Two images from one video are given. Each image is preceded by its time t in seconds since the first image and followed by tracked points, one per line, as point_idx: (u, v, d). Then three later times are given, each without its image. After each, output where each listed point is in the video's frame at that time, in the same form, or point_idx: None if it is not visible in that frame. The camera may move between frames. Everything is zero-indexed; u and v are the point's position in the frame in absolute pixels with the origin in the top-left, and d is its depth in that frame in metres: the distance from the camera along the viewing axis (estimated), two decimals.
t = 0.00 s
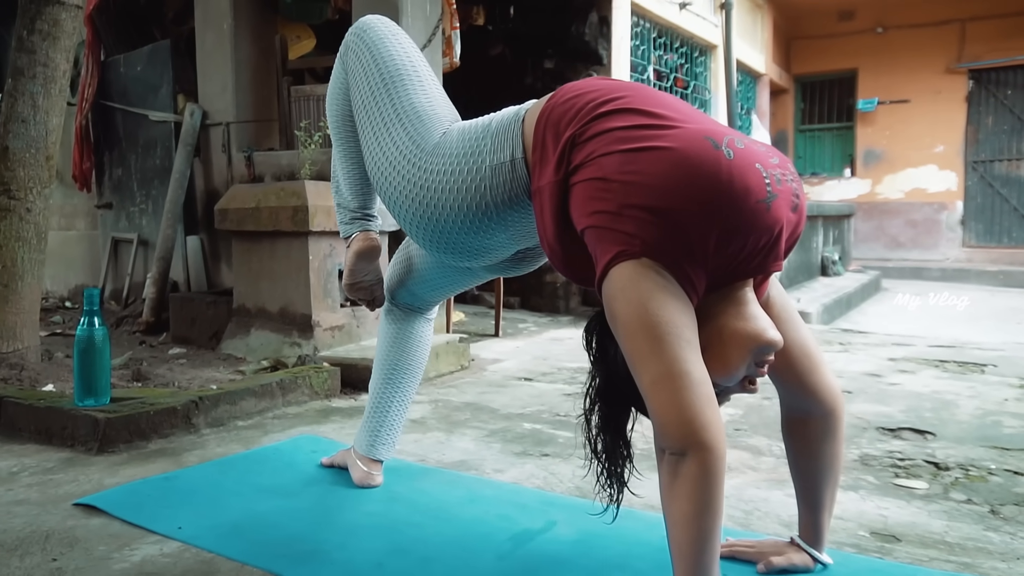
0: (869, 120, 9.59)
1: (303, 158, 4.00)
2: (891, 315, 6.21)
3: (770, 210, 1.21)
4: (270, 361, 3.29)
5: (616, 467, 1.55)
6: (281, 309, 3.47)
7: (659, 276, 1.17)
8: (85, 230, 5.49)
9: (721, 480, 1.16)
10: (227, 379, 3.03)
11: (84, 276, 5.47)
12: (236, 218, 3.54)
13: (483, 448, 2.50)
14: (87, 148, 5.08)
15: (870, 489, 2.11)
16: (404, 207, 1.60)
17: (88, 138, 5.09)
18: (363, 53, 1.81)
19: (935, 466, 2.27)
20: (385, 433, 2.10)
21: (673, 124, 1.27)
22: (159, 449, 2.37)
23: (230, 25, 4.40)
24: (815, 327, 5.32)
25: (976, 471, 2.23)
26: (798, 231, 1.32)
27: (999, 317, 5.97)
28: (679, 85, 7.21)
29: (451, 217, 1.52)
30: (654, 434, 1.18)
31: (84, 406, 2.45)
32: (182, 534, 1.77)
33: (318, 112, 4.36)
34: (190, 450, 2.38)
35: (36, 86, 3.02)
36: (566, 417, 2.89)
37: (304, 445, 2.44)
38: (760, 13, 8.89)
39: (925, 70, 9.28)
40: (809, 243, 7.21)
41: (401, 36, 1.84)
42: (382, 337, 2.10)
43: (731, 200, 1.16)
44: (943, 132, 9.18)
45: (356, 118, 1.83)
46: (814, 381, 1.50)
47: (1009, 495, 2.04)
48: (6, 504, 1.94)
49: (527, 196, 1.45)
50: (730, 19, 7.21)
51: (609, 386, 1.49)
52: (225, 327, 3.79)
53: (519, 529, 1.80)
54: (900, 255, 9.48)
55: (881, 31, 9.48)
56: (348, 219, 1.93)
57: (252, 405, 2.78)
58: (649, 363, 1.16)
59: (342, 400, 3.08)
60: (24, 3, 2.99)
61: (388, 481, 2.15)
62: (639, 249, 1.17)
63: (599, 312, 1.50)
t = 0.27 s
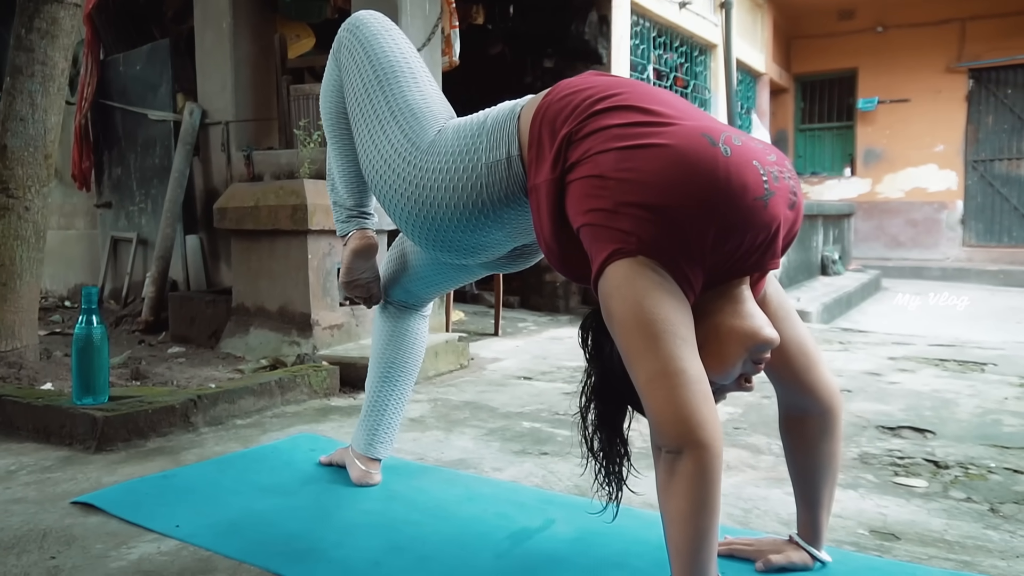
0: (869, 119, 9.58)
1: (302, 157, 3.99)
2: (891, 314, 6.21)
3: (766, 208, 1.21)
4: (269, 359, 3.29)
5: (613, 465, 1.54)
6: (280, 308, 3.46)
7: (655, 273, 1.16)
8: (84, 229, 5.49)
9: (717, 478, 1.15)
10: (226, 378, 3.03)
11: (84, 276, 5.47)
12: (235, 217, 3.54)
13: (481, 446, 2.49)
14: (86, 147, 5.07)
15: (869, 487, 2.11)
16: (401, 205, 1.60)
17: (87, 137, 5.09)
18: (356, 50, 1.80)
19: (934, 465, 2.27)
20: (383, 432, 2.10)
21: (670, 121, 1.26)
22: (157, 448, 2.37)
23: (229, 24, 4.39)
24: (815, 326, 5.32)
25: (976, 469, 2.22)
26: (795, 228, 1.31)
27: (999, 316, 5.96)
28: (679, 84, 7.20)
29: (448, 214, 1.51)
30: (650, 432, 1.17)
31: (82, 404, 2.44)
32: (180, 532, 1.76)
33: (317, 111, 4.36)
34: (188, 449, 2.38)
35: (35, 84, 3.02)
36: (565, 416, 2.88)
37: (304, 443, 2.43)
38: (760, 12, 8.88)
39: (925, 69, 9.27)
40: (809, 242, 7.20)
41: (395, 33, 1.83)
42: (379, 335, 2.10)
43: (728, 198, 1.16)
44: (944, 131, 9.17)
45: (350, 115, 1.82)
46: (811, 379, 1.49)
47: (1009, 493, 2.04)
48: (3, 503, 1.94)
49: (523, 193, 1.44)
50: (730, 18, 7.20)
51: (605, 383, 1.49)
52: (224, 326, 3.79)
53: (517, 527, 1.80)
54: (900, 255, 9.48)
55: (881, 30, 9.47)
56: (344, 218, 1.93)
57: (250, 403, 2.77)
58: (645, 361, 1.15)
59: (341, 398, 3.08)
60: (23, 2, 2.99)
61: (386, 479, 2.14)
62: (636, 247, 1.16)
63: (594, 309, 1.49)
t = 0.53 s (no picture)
0: (868, 119, 9.58)
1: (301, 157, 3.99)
2: (891, 313, 6.20)
3: (760, 206, 1.20)
4: (268, 359, 3.29)
5: (609, 466, 1.54)
6: (279, 308, 3.46)
7: (650, 274, 1.16)
8: (83, 229, 5.49)
9: (713, 477, 1.15)
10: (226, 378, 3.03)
11: (83, 276, 5.47)
12: (234, 217, 3.54)
13: (481, 446, 2.49)
14: (85, 147, 5.06)
15: (869, 487, 2.11)
16: (397, 207, 1.60)
17: (86, 137, 5.08)
18: (348, 52, 1.79)
19: (934, 464, 2.27)
20: (381, 431, 2.10)
21: (662, 120, 1.26)
22: (156, 448, 2.37)
23: (228, 24, 4.38)
24: (814, 326, 5.32)
25: (976, 468, 2.22)
26: (791, 226, 1.31)
27: (999, 315, 5.96)
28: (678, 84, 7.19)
29: (444, 216, 1.51)
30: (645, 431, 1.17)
31: (81, 405, 2.44)
32: (179, 532, 1.76)
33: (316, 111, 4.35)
34: (187, 449, 2.38)
35: (33, 84, 3.02)
36: (565, 415, 2.88)
37: (302, 442, 2.43)
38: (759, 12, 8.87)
39: (925, 69, 9.27)
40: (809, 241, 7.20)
41: (386, 34, 1.82)
42: (375, 336, 2.09)
43: (721, 197, 1.16)
44: (943, 131, 9.17)
45: (343, 117, 1.82)
46: (809, 379, 1.49)
47: (1008, 492, 2.04)
48: (2, 503, 1.93)
49: (518, 194, 1.44)
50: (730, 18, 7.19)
51: (602, 384, 1.48)
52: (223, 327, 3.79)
53: (516, 527, 1.79)
54: (900, 254, 9.48)
55: (880, 30, 9.46)
56: (340, 220, 1.92)
57: (250, 403, 2.77)
58: (640, 361, 1.15)
59: (340, 398, 3.08)
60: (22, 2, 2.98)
61: (385, 479, 2.14)
62: (629, 247, 1.16)
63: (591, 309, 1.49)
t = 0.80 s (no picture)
0: (868, 118, 9.58)
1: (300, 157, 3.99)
2: (891, 313, 6.20)
3: (760, 206, 1.20)
4: (268, 359, 3.29)
5: (613, 466, 1.53)
6: (278, 308, 3.46)
7: (649, 273, 1.16)
8: (83, 229, 5.48)
9: (713, 477, 1.15)
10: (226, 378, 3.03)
11: (83, 276, 5.46)
12: (234, 217, 3.54)
13: (481, 446, 2.49)
14: (85, 147, 5.06)
15: (869, 486, 2.11)
16: (397, 207, 1.59)
17: (86, 137, 5.08)
18: (349, 53, 1.79)
19: (934, 463, 2.27)
20: (381, 431, 2.10)
21: (662, 120, 1.25)
22: (156, 448, 2.37)
23: (227, 24, 4.38)
24: (814, 325, 5.31)
25: (976, 467, 2.22)
26: (791, 224, 1.31)
27: (998, 314, 5.96)
28: (678, 83, 7.19)
29: (445, 216, 1.51)
30: (645, 431, 1.17)
31: (81, 405, 2.44)
32: (179, 533, 1.75)
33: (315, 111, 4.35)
34: (187, 449, 2.37)
35: (33, 84, 3.02)
36: (565, 415, 2.88)
37: (302, 443, 2.43)
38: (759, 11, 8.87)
39: (924, 68, 9.27)
40: (809, 240, 7.20)
41: (388, 35, 1.82)
42: (377, 336, 2.09)
43: (721, 196, 1.15)
44: (943, 130, 9.17)
45: (344, 118, 1.81)
46: (810, 378, 1.49)
47: (1009, 491, 2.04)
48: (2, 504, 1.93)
49: (519, 194, 1.44)
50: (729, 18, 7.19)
51: (604, 384, 1.48)
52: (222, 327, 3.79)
53: (516, 527, 1.79)
54: (899, 254, 9.48)
55: (880, 29, 9.46)
56: (340, 220, 1.92)
57: (249, 403, 2.77)
58: (640, 361, 1.15)
59: (340, 398, 3.08)
60: (21, 1, 2.98)
61: (385, 479, 2.14)
62: (628, 246, 1.16)
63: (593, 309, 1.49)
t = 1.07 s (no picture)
0: (867, 117, 9.58)
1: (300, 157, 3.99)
2: (891, 312, 6.20)
3: (764, 204, 1.20)
4: (268, 360, 3.28)
5: (615, 466, 1.53)
6: (278, 308, 3.46)
7: (652, 272, 1.16)
8: (83, 230, 5.48)
9: (715, 477, 1.14)
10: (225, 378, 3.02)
11: (81, 276, 5.46)
12: (233, 217, 3.54)
13: (481, 446, 2.49)
14: (84, 147, 5.05)
15: (870, 485, 2.10)
16: (401, 205, 1.59)
17: (85, 137, 5.07)
18: (356, 52, 1.79)
19: (935, 463, 2.27)
20: (382, 431, 2.09)
21: (666, 118, 1.25)
22: (156, 448, 2.36)
23: (227, 24, 4.37)
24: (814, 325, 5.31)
25: (977, 467, 2.22)
26: (795, 223, 1.30)
27: (998, 314, 5.96)
28: (678, 83, 7.18)
29: (447, 213, 1.51)
30: (648, 431, 1.17)
31: (80, 405, 2.44)
32: (179, 534, 1.75)
33: (315, 110, 4.34)
34: (187, 449, 2.37)
35: (32, 84, 3.01)
36: (565, 415, 2.87)
37: (303, 443, 2.43)
38: (758, 10, 8.87)
39: (924, 67, 9.27)
40: (809, 240, 7.20)
41: (395, 34, 1.82)
42: (380, 336, 2.09)
43: (725, 195, 1.15)
44: (943, 129, 9.17)
45: (350, 116, 1.81)
46: (813, 377, 1.49)
47: (1010, 491, 2.03)
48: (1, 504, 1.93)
49: (523, 193, 1.43)
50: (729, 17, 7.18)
51: (607, 384, 1.48)
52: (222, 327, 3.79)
53: (517, 527, 1.79)
54: (899, 253, 9.48)
55: (879, 28, 9.46)
56: (347, 219, 1.91)
57: (249, 404, 2.77)
58: (644, 360, 1.14)
59: (340, 398, 3.08)
60: (20, 1, 2.98)
61: (385, 479, 2.14)
62: (632, 244, 1.16)
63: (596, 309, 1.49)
